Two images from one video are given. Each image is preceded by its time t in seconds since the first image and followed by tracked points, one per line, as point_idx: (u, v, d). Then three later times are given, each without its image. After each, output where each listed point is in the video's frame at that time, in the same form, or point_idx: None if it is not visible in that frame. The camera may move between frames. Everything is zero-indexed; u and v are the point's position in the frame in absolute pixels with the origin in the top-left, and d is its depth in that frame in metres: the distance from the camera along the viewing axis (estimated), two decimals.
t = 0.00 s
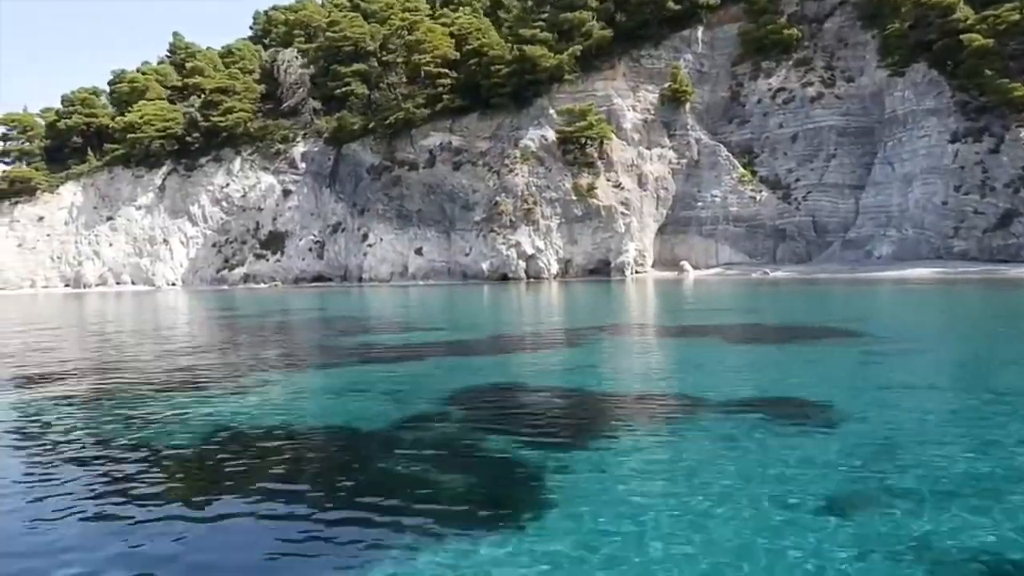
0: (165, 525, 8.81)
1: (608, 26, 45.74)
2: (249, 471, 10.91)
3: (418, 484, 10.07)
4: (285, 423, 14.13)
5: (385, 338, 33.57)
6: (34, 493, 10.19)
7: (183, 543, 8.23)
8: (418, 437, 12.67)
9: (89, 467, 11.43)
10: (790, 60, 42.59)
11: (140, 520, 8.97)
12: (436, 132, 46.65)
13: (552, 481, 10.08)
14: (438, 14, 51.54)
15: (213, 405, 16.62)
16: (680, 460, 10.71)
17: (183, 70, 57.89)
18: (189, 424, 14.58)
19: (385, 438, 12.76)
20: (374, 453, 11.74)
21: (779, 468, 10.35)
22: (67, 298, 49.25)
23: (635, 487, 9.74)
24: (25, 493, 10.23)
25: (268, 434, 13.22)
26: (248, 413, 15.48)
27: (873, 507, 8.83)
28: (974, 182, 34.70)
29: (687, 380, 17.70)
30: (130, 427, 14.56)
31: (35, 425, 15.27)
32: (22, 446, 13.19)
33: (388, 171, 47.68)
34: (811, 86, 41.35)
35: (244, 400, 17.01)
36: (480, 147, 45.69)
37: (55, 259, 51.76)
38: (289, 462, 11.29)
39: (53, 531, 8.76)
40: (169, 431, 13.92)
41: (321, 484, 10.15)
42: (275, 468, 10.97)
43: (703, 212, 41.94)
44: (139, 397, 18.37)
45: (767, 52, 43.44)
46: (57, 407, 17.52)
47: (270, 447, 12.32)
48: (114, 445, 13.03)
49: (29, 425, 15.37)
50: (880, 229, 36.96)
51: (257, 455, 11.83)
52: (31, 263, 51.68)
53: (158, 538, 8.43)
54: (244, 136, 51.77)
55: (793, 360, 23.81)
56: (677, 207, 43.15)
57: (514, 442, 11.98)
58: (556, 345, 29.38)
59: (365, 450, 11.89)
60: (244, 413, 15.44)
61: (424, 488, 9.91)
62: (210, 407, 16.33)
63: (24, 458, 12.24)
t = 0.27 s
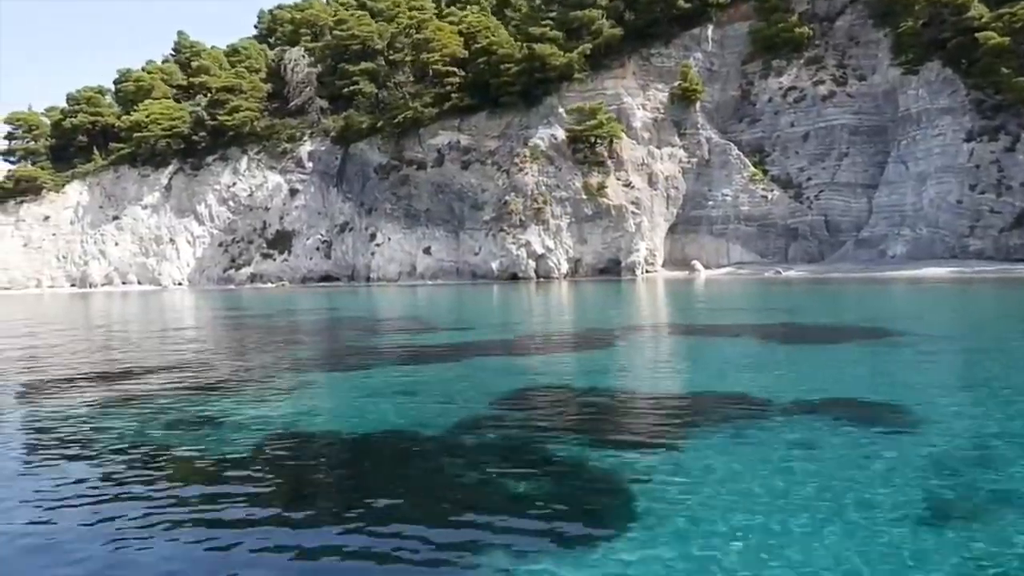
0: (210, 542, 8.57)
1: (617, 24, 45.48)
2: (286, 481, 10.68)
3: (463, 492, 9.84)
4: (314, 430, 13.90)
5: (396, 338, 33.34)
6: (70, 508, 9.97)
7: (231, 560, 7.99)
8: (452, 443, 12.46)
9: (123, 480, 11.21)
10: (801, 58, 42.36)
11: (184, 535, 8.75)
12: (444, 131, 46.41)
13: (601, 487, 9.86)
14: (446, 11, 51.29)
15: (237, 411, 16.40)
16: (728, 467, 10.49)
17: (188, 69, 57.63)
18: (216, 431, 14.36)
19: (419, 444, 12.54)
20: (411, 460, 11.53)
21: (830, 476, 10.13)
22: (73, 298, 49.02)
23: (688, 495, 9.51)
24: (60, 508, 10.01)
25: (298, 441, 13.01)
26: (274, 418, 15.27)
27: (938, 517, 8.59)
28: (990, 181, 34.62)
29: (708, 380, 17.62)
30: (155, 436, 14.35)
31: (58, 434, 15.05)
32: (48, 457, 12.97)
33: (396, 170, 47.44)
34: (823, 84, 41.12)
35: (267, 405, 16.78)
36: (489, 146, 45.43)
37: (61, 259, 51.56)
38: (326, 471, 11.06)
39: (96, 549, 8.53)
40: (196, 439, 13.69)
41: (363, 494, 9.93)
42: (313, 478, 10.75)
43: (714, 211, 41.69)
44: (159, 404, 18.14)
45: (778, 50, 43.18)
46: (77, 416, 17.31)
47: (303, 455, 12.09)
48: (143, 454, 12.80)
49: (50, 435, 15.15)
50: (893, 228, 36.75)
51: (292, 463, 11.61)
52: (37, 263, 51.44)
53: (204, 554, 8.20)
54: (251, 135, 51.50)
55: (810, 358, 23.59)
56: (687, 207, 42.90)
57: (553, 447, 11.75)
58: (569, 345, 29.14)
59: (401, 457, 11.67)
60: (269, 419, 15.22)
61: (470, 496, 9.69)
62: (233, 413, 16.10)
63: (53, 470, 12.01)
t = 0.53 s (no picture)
0: (259, 548, 8.25)
1: (629, 22, 45.21)
2: (327, 486, 10.37)
3: (514, 498, 9.53)
4: (346, 434, 13.59)
5: (409, 338, 33.06)
6: (106, 509, 9.65)
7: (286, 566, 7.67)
8: (492, 450, 12.16)
9: (156, 483, 10.90)
10: (814, 56, 42.09)
11: (230, 540, 8.43)
12: (454, 130, 46.12)
13: (655, 495, 9.55)
14: (455, 9, 51.02)
15: (262, 414, 16.11)
16: (783, 477, 10.18)
17: (195, 67, 57.34)
18: (244, 434, 14.05)
19: (458, 451, 12.24)
20: (452, 466, 11.23)
21: (890, 485, 9.81)
22: (80, 298, 48.71)
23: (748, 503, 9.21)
24: (95, 510, 9.69)
25: (332, 449, 12.70)
26: (302, 422, 14.95)
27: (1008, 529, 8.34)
28: (1009, 179, 34.41)
29: (733, 382, 17.35)
30: (182, 437, 14.04)
31: (81, 436, 14.75)
32: (74, 459, 12.66)
33: (405, 169, 47.14)
34: (837, 83, 40.82)
35: (292, 408, 16.48)
36: (499, 144, 45.12)
37: (68, 258, 51.27)
38: (367, 478, 10.76)
39: (140, 552, 8.21)
40: (226, 443, 13.39)
41: (411, 501, 9.60)
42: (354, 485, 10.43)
43: (727, 211, 41.38)
44: (180, 405, 17.84)
45: (791, 48, 42.88)
46: (97, 417, 17.01)
47: (340, 460, 11.78)
48: (173, 457, 12.49)
49: (73, 436, 14.86)
50: (909, 228, 36.47)
51: (329, 469, 11.29)
52: (44, 263, 51.21)
53: (255, 561, 7.89)
54: (259, 133, 51.22)
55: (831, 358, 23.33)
56: (699, 206, 42.61)
57: (596, 451, 11.48)
58: (586, 346, 28.86)
59: (441, 463, 11.36)
60: (297, 423, 14.92)
61: (521, 502, 9.38)
62: (258, 417, 15.80)
63: (82, 472, 11.70)
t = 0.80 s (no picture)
0: (310, 554, 7.90)
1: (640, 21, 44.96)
2: (369, 488, 10.01)
3: (562, 498, 9.24)
4: (376, 429, 13.23)
5: (423, 338, 32.78)
6: (144, 514, 9.29)
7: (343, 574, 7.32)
8: (530, 445, 11.80)
9: (189, 484, 10.53)
10: (827, 54, 41.81)
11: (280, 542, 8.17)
12: (463, 128, 45.88)
13: (714, 495, 9.20)
14: (464, 8, 50.76)
15: (285, 408, 15.73)
16: (841, 475, 9.84)
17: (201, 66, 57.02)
18: (270, 428, 13.68)
19: (495, 446, 11.87)
20: (495, 464, 10.88)
21: (950, 482, 9.55)
22: (87, 297, 48.37)
23: (814, 506, 8.85)
24: (131, 515, 9.32)
25: (364, 442, 12.33)
26: (328, 416, 14.59)
27: None
28: None
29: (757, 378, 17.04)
30: (207, 432, 13.66)
31: (102, 432, 14.37)
32: (99, 457, 12.29)
33: (414, 167, 46.84)
34: (851, 81, 40.55)
35: (316, 403, 16.12)
36: (509, 143, 44.80)
37: (74, 258, 50.96)
38: (408, 477, 10.40)
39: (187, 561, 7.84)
40: (253, 437, 13.01)
41: (460, 503, 9.25)
42: (396, 486, 10.07)
43: (739, 210, 41.11)
44: (199, 401, 17.46)
45: (804, 46, 42.64)
46: (115, 413, 16.63)
47: (376, 458, 11.43)
48: (201, 454, 12.12)
49: (94, 432, 14.48)
50: (925, 226, 36.19)
51: (367, 468, 10.94)
52: (50, 262, 50.84)
53: (309, 567, 7.54)
54: (266, 132, 50.88)
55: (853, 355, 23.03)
56: (712, 205, 42.34)
57: (640, 450, 11.18)
58: (604, 346, 28.53)
59: (482, 461, 11.01)
60: (323, 416, 14.56)
61: (571, 502, 9.08)
62: (282, 411, 15.43)
63: (110, 471, 11.33)
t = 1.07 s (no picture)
0: (355, 542, 7.67)
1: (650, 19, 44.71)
2: (407, 484, 9.75)
3: (607, 489, 9.01)
4: (406, 428, 12.98)
5: (434, 338, 32.54)
6: (176, 508, 9.01)
7: (393, 561, 7.04)
8: (567, 442, 11.55)
9: (220, 479, 10.26)
10: (838, 53, 41.56)
11: (323, 532, 7.94)
12: (471, 127, 45.63)
13: (764, 484, 8.93)
14: (471, 6, 50.49)
15: (308, 408, 15.47)
16: (890, 465, 9.57)
17: (207, 65, 56.73)
18: (296, 427, 13.41)
19: (531, 444, 11.62)
20: (533, 460, 10.61)
21: (1004, 471, 9.30)
22: (92, 297, 48.08)
23: (870, 493, 8.58)
24: (164, 510, 9.06)
25: (395, 442, 12.08)
26: (354, 416, 14.33)
27: None
28: None
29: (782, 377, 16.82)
30: (231, 431, 13.40)
31: (123, 432, 14.11)
32: (123, 456, 12.02)
33: (422, 166, 46.57)
34: (863, 79, 40.30)
35: (339, 403, 15.85)
36: (518, 142, 44.50)
37: (80, 258, 50.69)
38: (446, 474, 10.14)
39: (227, 550, 7.57)
40: (281, 436, 12.76)
41: (504, 496, 8.98)
42: (435, 481, 9.81)
43: (750, 209, 40.88)
44: (218, 402, 17.20)
45: (815, 44, 42.41)
46: (133, 412, 16.36)
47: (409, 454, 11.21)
48: (229, 453, 11.86)
49: (114, 431, 14.21)
50: (939, 225, 35.96)
51: (402, 465, 10.68)
52: (56, 262, 50.60)
53: (356, 555, 7.31)
54: (272, 131, 50.64)
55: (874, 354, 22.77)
56: (722, 203, 42.12)
57: (680, 445, 10.95)
58: (618, 347, 28.26)
59: (520, 458, 10.75)
60: (349, 416, 14.30)
61: (617, 493, 8.85)
62: (305, 410, 15.17)
63: (137, 469, 11.06)
